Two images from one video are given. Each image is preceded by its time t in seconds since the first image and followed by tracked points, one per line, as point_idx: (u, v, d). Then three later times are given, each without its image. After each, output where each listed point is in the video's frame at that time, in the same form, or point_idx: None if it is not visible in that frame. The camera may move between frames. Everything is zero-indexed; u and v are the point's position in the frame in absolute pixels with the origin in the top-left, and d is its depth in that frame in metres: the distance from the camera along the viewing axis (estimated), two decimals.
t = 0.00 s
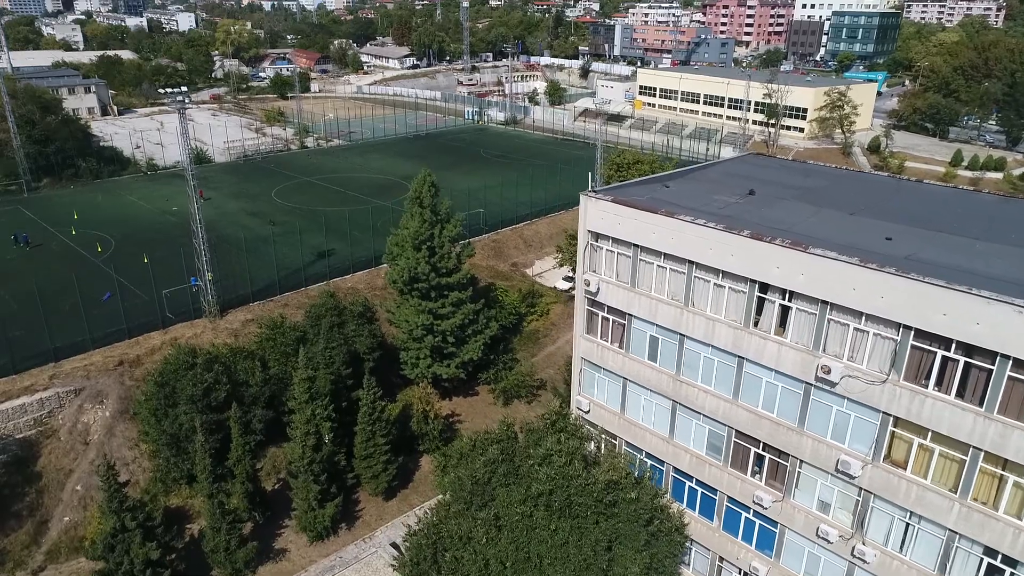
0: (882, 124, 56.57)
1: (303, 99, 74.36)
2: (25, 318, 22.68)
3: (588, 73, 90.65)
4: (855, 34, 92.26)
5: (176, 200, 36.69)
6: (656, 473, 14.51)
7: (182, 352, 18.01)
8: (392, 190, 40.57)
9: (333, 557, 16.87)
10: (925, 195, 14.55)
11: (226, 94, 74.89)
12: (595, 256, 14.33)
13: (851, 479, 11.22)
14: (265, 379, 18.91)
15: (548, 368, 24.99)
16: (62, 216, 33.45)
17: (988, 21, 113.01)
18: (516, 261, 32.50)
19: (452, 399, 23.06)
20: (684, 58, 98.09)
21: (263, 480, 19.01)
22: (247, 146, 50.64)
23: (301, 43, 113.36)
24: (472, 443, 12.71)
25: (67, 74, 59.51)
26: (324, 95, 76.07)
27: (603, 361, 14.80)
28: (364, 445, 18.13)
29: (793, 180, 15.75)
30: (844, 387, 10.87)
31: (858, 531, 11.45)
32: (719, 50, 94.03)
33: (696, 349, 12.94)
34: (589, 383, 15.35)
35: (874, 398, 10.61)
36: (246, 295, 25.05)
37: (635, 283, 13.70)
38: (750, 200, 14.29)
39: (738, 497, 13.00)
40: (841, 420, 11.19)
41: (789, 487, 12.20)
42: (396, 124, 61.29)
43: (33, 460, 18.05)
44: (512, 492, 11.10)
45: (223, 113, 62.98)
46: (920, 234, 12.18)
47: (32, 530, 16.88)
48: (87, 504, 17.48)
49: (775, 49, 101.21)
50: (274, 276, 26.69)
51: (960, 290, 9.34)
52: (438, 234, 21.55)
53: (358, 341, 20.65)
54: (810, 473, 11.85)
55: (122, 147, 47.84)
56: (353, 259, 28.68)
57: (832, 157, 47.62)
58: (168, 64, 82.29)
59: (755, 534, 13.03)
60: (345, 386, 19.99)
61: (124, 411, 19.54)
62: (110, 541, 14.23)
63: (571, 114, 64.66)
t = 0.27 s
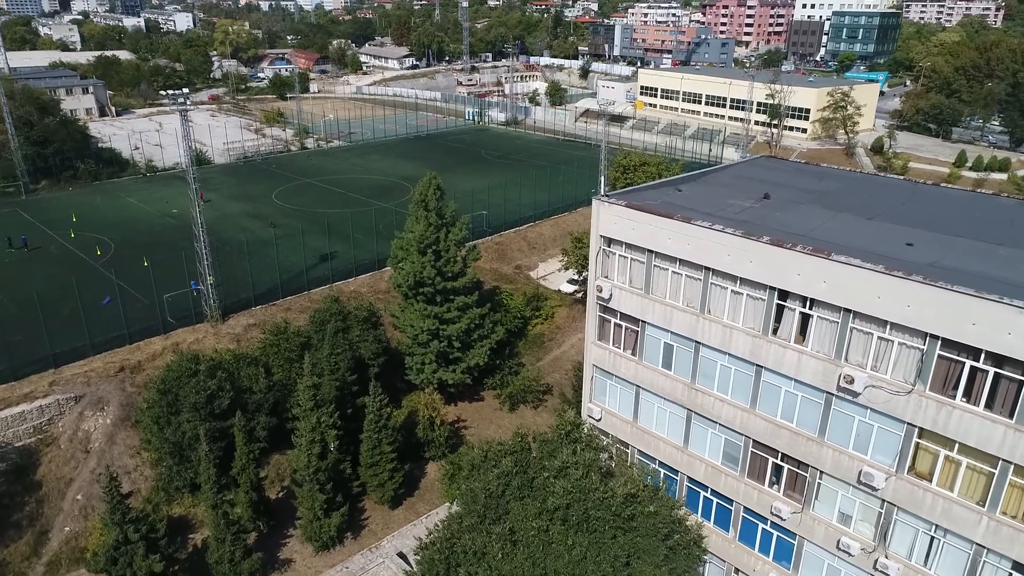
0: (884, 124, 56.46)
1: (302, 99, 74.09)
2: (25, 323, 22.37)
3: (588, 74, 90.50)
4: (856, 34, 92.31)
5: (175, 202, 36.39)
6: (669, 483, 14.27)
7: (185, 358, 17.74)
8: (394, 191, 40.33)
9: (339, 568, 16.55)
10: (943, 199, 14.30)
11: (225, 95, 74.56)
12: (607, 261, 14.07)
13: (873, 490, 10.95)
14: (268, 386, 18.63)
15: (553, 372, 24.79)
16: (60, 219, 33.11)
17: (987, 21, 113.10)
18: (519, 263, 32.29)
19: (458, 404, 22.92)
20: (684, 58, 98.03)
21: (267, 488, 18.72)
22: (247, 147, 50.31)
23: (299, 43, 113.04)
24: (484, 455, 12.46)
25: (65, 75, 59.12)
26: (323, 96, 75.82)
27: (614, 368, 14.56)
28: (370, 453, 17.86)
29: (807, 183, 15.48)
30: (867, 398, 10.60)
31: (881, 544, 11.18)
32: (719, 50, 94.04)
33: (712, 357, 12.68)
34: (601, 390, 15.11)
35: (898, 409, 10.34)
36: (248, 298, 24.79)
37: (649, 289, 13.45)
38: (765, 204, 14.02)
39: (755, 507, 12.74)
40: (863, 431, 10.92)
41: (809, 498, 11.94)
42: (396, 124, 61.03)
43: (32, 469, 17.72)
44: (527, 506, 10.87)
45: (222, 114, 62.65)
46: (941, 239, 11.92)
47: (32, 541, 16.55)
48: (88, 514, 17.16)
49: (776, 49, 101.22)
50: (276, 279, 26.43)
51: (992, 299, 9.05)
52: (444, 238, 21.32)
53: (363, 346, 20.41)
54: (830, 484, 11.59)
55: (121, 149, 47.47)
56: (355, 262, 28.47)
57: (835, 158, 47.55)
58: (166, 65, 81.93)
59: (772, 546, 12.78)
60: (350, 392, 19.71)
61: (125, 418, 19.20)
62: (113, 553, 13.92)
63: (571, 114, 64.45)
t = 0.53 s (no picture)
0: (880, 124, 56.56)
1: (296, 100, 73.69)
2: (19, 329, 21.99)
3: (583, 74, 90.49)
4: (850, 34, 92.74)
5: (170, 205, 35.99)
6: (680, 491, 14.09)
7: (184, 365, 17.43)
8: (391, 193, 40.08)
9: None
10: (954, 203, 14.17)
11: (218, 96, 74.05)
12: (616, 266, 13.85)
13: (892, 500, 10.75)
14: (269, 393, 18.32)
15: (555, 377, 24.63)
16: (53, 222, 32.66)
17: (979, 21, 113.77)
18: (519, 266, 32.13)
19: (459, 410, 22.78)
20: (679, 58, 98.10)
21: (268, 497, 18.42)
22: (241, 148, 49.87)
23: (292, 44, 112.50)
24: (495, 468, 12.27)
25: (57, 76, 58.48)
26: (318, 97, 75.47)
27: (623, 375, 14.36)
28: (372, 461, 17.59)
29: (817, 186, 15.33)
30: (886, 406, 10.40)
31: (899, 555, 10.99)
32: (714, 50, 94.32)
33: (725, 364, 12.48)
34: (609, 397, 14.91)
35: (918, 418, 10.14)
36: (246, 303, 24.49)
37: (659, 295, 13.25)
38: (776, 209, 13.85)
39: (769, 517, 12.55)
40: (882, 440, 10.73)
41: (824, 508, 11.75)
42: (392, 125, 60.74)
43: (27, 479, 17.37)
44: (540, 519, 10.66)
45: (216, 115, 62.17)
46: (957, 244, 11.77)
47: (28, 553, 16.21)
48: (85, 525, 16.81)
49: (770, 49, 101.52)
50: (274, 284, 26.13)
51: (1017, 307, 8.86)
52: (446, 242, 21.09)
53: (364, 352, 20.15)
54: (847, 494, 11.40)
55: (114, 151, 46.95)
56: (354, 266, 28.21)
57: (833, 158, 47.64)
58: (158, 65, 81.27)
59: (786, 555, 12.60)
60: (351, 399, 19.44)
61: (122, 427, 18.83)
62: (113, 567, 13.60)
63: (568, 115, 64.35)
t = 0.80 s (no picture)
0: (878, 125, 56.64)
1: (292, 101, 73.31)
2: (15, 335, 21.67)
3: (579, 74, 90.45)
4: (845, 34, 93.13)
5: (166, 208, 35.63)
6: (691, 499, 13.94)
7: (184, 372, 17.17)
8: (389, 195, 39.85)
9: None
10: (966, 207, 14.01)
11: (213, 96, 73.55)
12: (626, 272, 13.66)
13: (911, 511, 10.59)
14: (270, 400, 18.06)
15: (558, 381, 24.51)
16: (48, 225, 32.30)
17: (972, 21, 114.33)
18: (519, 268, 31.99)
19: (462, 415, 22.64)
20: (675, 58, 98.21)
21: (270, 506, 18.16)
22: (237, 150, 49.49)
23: (287, 44, 112.04)
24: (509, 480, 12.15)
25: (49, 77, 57.95)
26: (313, 97, 75.13)
27: (633, 382, 14.20)
28: (376, 469, 17.36)
29: (826, 190, 15.19)
30: (905, 416, 10.23)
31: (918, 566, 10.82)
32: (710, 51, 94.62)
33: (738, 372, 12.31)
34: (618, 405, 14.74)
35: (939, 428, 9.96)
36: (245, 308, 24.25)
37: (670, 302, 13.06)
38: (787, 213, 13.70)
39: (783, 526, 12.39)
40: (900, 450, 10.56)
41: (840, 517, 11.58)
42: (388, 126, 60.48)
43: (25, 490, 17.06)
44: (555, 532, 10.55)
45: (211, 117, 61.77)
46: (974, 249, 11.61)
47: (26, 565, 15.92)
48: (84, 536, 16.51)
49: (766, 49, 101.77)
50: (273, 288, 25.88)
51: None
52: (448, 246, 20.88)
53: (367, 358, 19.95)
54: (864, 504, 11.23)
55: (108, 153, 46.51)
56: (353, 269, 27.99)
57: (831, 158, 47.71)
58: (152, 66, 80.70)
59: (800, 565, 12.45)
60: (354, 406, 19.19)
61: (121, 435, 18.50)
62: None
63: (565, 115, 64.21)
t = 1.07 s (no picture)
0: (869, 124, 56.90)
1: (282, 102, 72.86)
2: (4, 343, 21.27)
3: (570, 74, 90.51)
4: (835, 34, 93.88)
5: (157, 211, 35.21)
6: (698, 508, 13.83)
7: (179, 380, 16.88)
8: (382, 197, 39.58)
9: None
10: (971, 211, 13.96)
11: (203, 98, 72.98)
12: (631, 279, 13.51)
13: (924, 520, 10.50)
14: (267, 409, 17.79)
15: (557, 386, 24.38)
16: (36, 230, 31.78)
17: (959, 21, 115.41)
18: (515, 271, 31.85)
19: (461, 421, 22.47)
20: (666, 58, 98.45)
21: (268, 516, 17.88)
22: (228, 152, 49.03)
23: (276, 45, 111.36)
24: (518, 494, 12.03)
25: (36, 79, 57.22)
26: (303, 98, 74.70)
27: (638, 390, 14.07)
28: (377, 478, 17.13)
29: (830, 195, 15.12)
30: (918, 424, 10.13)
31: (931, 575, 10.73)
32: (700, 51, 95.22)
33: (746, 379, 12.19)
34: (623, 412, 14.60)
35: (952, 437, 9.88)
36: (240, 314, 23.99)
37: (676, 309, 12.92)
38: (792, 218, 13.59)
39: (793, 535, 12.30)
40: (913, 458, 10.47)
41: (851, 526, 11.49)
42: (380, 127, 60.18)
43: (17, 503, 16.71)
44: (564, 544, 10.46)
45: (200, 118, 61.24)
46: (983, 255, 11.53)
47: None
48: (78, 550, 16.18)
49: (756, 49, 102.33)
50: (267, 293, 25.60)
51: None
52: (447, 251, 20.66)
53: (365, 364, 19.72)
54: (875, 513, 11.14)
55: (97, 155, 45.95)
56: (349, 273, 27.75)
57: (823, 158, 48.01)
58: (140, 66, 79.92)
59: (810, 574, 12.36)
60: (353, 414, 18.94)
61: (115, 446, 18.13)
62: None
63: (557, 116, 64.16)
